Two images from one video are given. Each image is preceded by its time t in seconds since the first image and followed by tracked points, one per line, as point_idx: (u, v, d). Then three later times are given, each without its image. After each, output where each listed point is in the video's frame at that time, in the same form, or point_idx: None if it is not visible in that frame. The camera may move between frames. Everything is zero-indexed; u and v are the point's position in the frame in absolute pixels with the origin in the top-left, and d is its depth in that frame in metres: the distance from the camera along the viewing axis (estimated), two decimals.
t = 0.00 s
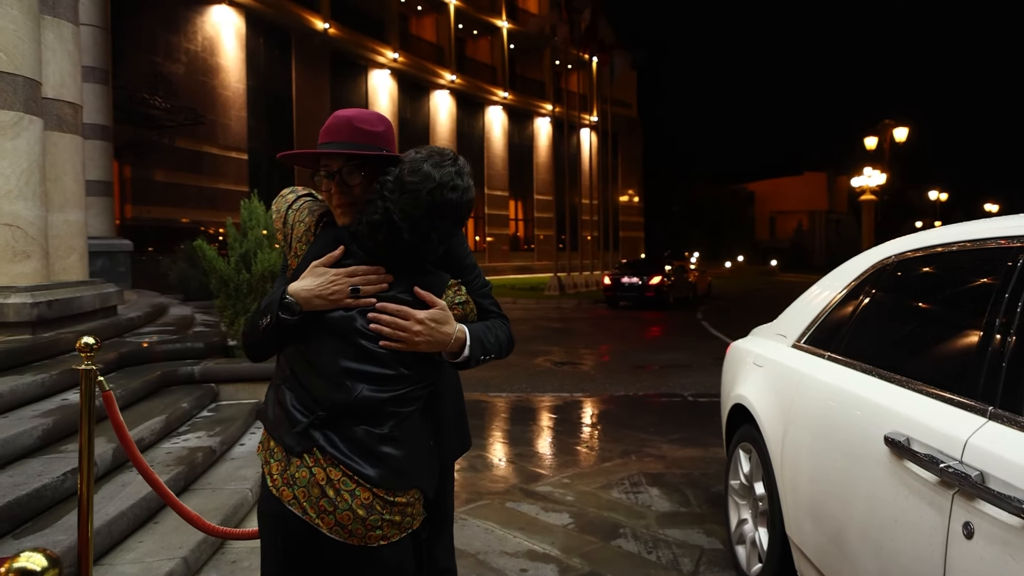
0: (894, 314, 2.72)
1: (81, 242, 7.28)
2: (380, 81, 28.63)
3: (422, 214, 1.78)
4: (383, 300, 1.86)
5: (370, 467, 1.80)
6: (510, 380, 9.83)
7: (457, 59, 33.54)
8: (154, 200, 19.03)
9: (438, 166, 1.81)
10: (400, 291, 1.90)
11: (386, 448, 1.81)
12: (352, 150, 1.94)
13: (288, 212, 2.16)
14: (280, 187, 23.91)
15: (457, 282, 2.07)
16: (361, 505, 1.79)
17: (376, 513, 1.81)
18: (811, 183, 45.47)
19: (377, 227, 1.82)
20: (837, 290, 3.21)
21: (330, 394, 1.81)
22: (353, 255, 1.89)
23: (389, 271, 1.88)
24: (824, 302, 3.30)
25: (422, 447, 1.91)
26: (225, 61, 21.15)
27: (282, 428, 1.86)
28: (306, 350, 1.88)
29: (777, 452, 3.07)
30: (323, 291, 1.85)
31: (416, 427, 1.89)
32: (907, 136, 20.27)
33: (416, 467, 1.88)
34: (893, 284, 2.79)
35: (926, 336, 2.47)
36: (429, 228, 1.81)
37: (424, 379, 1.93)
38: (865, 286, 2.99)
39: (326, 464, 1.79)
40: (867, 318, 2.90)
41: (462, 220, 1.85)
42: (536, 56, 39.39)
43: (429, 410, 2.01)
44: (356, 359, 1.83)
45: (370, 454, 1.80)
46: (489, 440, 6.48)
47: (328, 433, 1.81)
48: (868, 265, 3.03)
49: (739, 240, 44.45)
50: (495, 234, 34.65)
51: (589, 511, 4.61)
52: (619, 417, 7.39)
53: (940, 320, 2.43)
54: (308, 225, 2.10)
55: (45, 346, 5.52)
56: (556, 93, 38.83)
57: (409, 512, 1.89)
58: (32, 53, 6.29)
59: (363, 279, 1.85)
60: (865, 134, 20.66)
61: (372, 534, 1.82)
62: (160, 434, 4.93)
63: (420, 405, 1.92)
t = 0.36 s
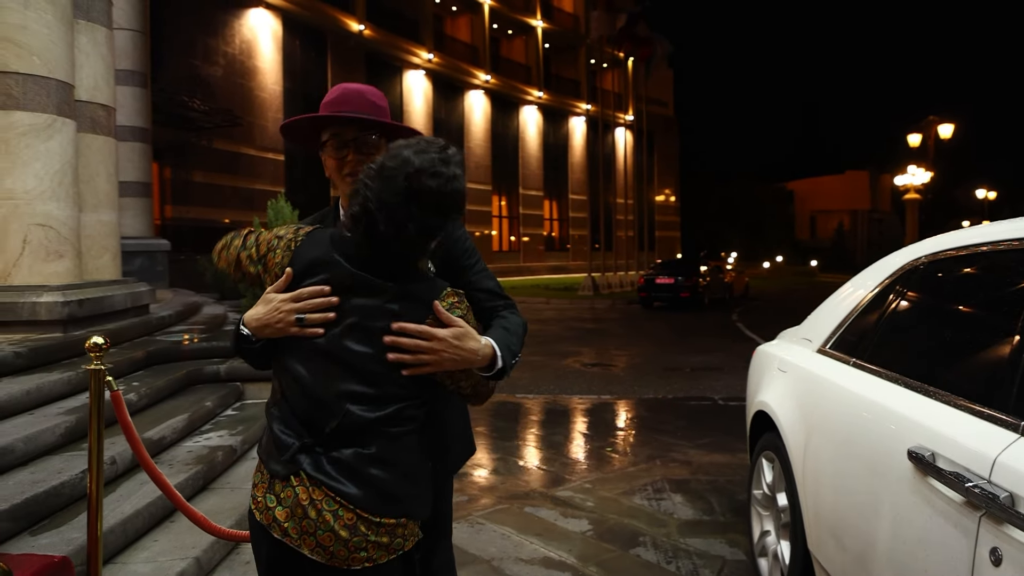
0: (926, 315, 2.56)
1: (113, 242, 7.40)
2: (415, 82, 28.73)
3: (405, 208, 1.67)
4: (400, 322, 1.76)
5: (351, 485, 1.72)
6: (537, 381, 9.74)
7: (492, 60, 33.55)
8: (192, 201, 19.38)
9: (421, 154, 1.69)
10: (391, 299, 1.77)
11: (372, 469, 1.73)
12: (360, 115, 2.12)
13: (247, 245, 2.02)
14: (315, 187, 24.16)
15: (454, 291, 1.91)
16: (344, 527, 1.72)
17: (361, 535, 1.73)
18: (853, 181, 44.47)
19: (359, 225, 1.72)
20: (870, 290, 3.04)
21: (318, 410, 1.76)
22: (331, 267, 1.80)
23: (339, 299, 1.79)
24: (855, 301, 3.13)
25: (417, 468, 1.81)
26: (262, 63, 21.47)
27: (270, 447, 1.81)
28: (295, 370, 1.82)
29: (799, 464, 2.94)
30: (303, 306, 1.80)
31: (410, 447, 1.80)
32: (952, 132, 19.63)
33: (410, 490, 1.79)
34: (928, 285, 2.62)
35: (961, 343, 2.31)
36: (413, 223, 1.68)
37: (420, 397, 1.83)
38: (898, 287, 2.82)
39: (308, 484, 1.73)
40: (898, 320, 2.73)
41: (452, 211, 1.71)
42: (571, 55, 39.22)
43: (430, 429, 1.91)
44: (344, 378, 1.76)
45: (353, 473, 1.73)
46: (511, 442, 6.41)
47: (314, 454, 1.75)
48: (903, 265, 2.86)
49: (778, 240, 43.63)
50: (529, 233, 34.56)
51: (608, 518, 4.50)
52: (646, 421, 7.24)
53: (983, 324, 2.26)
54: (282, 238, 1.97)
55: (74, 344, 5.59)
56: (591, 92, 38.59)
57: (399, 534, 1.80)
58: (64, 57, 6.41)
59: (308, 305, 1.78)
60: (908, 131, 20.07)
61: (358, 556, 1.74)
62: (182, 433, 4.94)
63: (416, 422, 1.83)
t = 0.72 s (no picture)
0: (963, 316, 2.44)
1: (162, 241, 7.65)
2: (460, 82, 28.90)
3: (324, 179, 1.79)
4: (431, 342, 1.65)
5: (305, 488, 1.73)
6: (575, 381, 9.71)
7: (537, 59, 33.55)
8: (243, 202, 19.88)
9: (338, 133, 1.83)
10: (331, 282, 1.71)
11: (324, 474, 1.69)
12: (412, 118, 2.30)
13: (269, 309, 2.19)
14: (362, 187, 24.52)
15: (410, 265, 1.74)
16: (300, 530, 1.73)
17: (313, 542, 1.71)
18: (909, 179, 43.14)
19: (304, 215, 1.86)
20: (904, 284, 2.93)
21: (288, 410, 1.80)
22: (292, 268, 1.86)
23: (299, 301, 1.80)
24: (887, 296, 3.03)
25: (382, 472, 1.69)
26: (310, 66, 21.91)
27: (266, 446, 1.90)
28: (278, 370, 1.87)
29: (822, 468, 2.87)
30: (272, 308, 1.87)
31: (372, 449, 1.68)
32: (1014, 126, 18.82)
33: (372, 496, 1.68)
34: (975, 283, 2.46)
35: (999, 346, 2.19)
36: (332, 192, 1.79)
37: (388, 396, 1.70)
38: (933, 286, 2.70)
39: (277, 485, 1.80)
40: (931, 319, 2.62)
41: (365, 169, 1.77)
42: (616, 53, 38.97)
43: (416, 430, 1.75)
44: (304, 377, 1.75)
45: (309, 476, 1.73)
46: (544, 441, 6.42)
47: (285, 455, 1.80)
48: (938, 262, 2.74)
49: (830, 239, 42.51)
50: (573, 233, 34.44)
51: (637, 519, 4.47)
52: (682, 422, 7.14)
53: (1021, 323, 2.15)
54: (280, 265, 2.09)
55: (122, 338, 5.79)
56: (636, 90, 38.27)
57: (362, 545, 1.73)
58: (114, 63, 6.66)
59: (277, 316, 1.81)
60: (967, 126, 19.34)
61: (315, 564, 1.72)
62: (220, 427, 5.08)
63: (382, 426, 1.70)
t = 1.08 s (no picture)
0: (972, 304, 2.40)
1: (204, 240, 7.96)
2: (501, 83, 29.08)
3: (366, 168, 1.72)
4: (402, 330, 1.58)
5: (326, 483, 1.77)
6: (606, 380, 9.75)
7: (578, 59, 33.52)
8: (287, 203, 20.38)
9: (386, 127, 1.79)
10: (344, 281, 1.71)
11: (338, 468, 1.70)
12: (482, 128, 2.46)
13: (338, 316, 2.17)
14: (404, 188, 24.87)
15: (418, 266, 1.68)
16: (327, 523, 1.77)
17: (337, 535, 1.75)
18: (962, 177, 41.83)
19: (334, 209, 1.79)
20: (926, 271, 2.84)
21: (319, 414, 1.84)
22: (325, 270, 1.84)
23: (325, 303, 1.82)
24: (907, 282, 2.95)
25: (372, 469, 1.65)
26: (353, 70, 22.33)
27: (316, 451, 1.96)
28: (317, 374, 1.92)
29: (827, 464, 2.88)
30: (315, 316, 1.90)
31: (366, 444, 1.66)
32: None
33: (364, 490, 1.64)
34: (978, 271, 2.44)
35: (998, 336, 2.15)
36: (388, 187, 1.73)
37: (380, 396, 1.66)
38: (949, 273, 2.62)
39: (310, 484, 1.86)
40: (944, 305, 2.57)
41: (408, 160, 1.73)
42: (658, 52, 38.69)
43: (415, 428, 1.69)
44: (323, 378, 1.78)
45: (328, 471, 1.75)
46: (569, 437, 6.49)
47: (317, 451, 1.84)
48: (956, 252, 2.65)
49: (879, 240, 41.45)
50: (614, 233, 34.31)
51: (655, 515, 4.52)
52: (710, 422, 7.14)
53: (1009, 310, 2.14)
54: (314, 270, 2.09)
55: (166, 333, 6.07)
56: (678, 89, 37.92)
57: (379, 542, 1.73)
58: (160, 71, 6.97)
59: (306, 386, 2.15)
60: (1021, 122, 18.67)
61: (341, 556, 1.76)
62: (254, 418, 5.30)
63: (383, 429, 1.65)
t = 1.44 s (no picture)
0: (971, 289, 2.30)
1: (238, 240, 8.23)
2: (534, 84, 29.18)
3: (439, 147, 1.73)
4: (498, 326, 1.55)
5: (374, 471, 1.72)
6: (631, 379, 9.79)
7: (612, 59, 33.42)
8: (322, 203, 20.77)
9: (459, 112, 1.80)
10: (410, 270, 1.65)
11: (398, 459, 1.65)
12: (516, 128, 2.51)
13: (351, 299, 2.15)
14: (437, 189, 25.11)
15: (484, 258, 1.64)
16: (377, 512, 1.71)
17: (386, 523, 1.68)
18: (1010, 175, 40.59)
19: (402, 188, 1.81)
20: (934, 255, 2.76)
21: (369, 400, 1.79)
22: (381, 255, 1.79)
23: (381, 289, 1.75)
24: (918, 266, 2.86)
25: (442, 462, 1.63)
26: (387, 72, 22.64)
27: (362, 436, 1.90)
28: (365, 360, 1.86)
29: (825, 455, 2.89)
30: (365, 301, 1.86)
31: (434, 441, 1.63)
32: None
33: (432, 481, 1.63)
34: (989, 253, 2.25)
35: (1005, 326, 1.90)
36: (447, 160, 1.73)
37: (453, 394, 1.63)
38: (953, 259, 2.50)
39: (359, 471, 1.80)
40: (947, 289, 2.47)
41: (480, 144, 1.72)
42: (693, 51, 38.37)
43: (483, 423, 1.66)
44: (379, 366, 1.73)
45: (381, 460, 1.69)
46: (589, 434, 6.56)
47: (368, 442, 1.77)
48: (958, 238, 2.55)
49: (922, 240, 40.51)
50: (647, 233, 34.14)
51: (666, 510, 4.59)
52: (731, 421, 7.14)
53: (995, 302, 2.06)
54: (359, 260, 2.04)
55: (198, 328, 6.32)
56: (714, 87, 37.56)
57: (429, 531, 1.66)
58: (195, 77, 7.23)
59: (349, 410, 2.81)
60: None
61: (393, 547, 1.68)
62: (280, 411, 5.48)
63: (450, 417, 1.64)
